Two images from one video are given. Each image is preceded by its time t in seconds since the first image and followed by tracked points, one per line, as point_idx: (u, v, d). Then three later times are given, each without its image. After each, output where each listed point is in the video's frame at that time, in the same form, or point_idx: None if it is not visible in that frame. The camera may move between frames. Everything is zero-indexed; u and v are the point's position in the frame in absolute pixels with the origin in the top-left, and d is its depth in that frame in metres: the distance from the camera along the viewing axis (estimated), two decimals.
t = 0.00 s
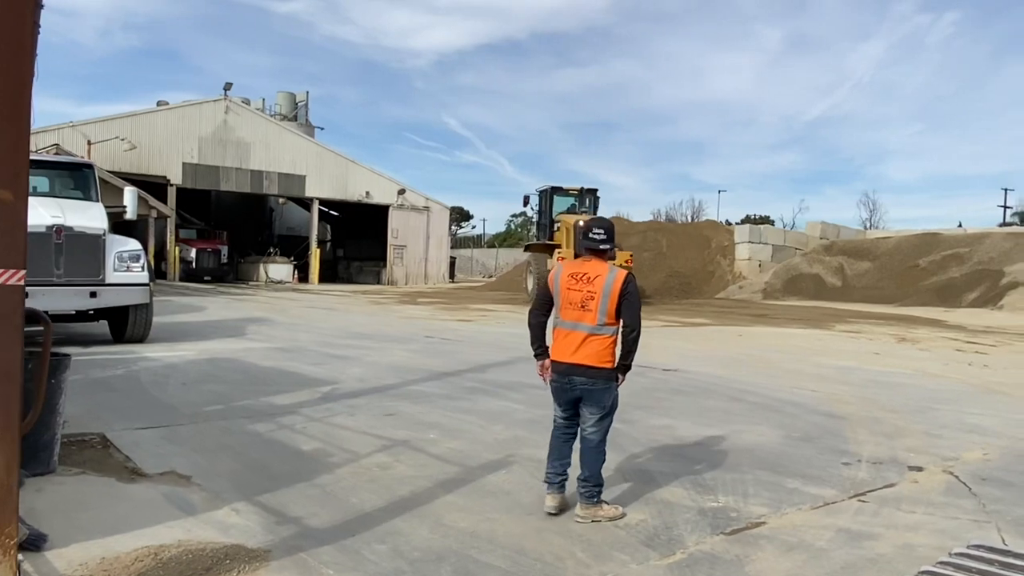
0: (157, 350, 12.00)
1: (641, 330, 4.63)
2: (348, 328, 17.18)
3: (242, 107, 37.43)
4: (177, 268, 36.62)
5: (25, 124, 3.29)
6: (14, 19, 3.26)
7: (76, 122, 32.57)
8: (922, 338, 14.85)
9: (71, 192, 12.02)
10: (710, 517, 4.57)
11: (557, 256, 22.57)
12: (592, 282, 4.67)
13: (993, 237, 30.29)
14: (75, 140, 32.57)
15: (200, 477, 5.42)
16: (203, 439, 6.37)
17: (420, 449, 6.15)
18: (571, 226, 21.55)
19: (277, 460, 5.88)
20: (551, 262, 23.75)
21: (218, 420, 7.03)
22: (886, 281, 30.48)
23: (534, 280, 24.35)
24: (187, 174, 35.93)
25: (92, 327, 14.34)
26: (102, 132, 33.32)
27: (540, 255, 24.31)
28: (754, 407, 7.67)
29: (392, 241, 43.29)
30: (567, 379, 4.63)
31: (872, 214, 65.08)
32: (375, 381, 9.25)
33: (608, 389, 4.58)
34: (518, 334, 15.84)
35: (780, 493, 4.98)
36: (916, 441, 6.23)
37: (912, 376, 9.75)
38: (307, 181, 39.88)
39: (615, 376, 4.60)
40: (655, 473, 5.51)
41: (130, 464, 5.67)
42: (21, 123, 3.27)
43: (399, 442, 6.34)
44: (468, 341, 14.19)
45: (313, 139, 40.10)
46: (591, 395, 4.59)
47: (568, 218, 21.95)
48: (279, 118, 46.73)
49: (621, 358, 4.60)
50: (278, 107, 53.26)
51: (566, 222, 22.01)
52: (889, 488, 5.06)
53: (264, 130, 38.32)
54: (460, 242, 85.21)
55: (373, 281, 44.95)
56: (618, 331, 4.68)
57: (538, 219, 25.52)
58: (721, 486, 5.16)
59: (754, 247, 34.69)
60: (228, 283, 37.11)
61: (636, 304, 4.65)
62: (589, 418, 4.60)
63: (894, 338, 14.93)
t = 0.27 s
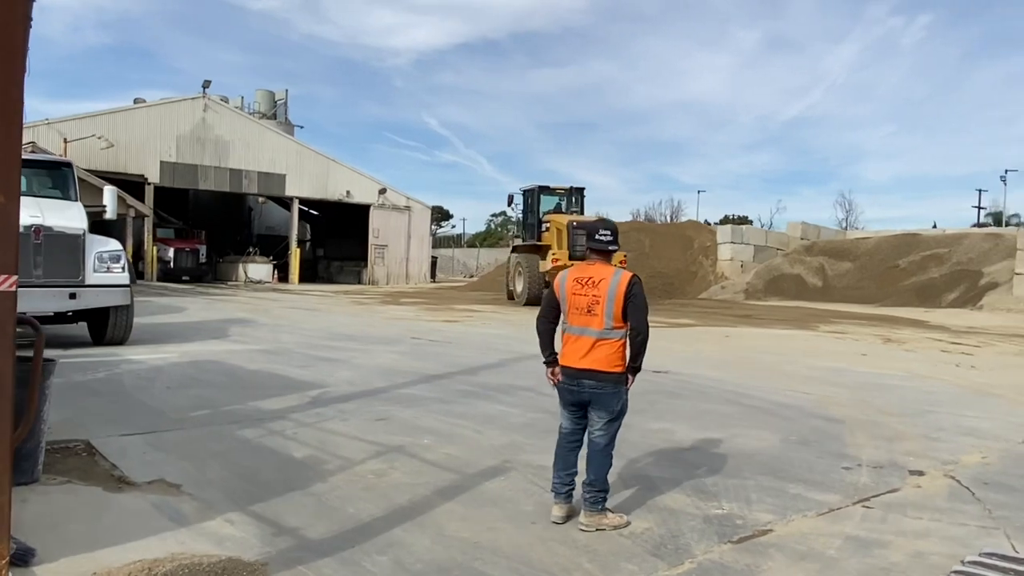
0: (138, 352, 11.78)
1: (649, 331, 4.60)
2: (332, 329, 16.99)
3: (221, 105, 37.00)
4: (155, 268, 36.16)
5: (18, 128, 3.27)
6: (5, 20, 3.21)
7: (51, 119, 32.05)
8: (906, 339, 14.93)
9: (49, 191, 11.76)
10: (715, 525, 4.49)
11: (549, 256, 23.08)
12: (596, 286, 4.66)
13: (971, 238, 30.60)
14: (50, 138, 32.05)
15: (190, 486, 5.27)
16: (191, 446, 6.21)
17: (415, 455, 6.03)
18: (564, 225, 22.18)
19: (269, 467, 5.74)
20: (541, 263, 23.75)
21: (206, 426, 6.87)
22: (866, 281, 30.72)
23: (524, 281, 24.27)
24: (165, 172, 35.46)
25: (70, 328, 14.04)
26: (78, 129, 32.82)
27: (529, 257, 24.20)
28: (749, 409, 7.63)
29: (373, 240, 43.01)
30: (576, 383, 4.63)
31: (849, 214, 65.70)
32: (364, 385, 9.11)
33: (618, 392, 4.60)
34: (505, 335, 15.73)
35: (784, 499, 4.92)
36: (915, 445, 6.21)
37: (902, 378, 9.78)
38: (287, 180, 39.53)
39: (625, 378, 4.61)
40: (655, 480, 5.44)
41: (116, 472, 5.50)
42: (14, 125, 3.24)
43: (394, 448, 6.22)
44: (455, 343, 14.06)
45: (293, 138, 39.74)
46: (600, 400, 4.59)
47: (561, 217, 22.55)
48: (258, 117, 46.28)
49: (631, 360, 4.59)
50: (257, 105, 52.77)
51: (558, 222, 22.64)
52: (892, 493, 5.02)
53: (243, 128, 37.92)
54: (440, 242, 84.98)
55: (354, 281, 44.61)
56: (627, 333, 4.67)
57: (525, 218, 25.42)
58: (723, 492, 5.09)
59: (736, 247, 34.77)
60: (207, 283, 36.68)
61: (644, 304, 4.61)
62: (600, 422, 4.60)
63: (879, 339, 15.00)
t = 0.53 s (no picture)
0: (121, 352, 11.56)
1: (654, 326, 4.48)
2: (318, 328, 16.82)
3: (202, 102, 36.60)
4: (135, 267, 35.73)
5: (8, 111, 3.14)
6: None
7: (30, 117, 31.59)
8: (894, 337, 14.99)
9: (29, 187, 11.50)
10: (722, 526, 4.40)
11: (540, 254, 23.52)
12: (599, 283, 4.57)
13: (953, 237, 30.84)
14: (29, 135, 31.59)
15: (180, 488, 5.12)
16: (179, 446, 6.04)
17: (411, 456, 5.90)
18: (557, 223, 22.75)
19: (261, 469, 5.59)
20: (533, 261, 23.77)
21: (194, 427, 6.70)
22: (850, 280, 30.87)
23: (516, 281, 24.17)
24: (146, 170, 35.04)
25: (51, 327, 13.77)
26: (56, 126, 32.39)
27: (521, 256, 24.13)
28: (745, 408, 7.58)
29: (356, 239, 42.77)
30: (579, 380, 4.55)
31: (830, 214, 66.28)
32: (354, 384, 8.98)
33: (623, 389, 4.50)
34: (493, 334, 15.63)
35: (789, 499, 4.85)
36: (914, 443, 6.18)
37: (895, 376, 9.78)
38: (270, 179, 39.18)
39: (631, 374, 4.52)
40: (656, 479, 5.35)
41: (104, 474, 5.34)
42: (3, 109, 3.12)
43: (388, 449, 6.10)
44: (443, 342, 13.94)
45: (276, 136, 39.38)
46: (606, 397, 4.49)
47: (553, 215, 23.11)
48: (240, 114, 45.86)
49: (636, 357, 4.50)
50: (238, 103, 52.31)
51: (550, 219, 23.20)
52: (896, 492, 4.97)
53: (225, 126, 37.54)
54: (423, 242, 84.78)
55: (337, 280, 44.31)
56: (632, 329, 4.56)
57: (517, 215, 25.39)
58: (727, 492, 5.02)
59: (721, 246, 34.89)
60: (188, 283, 36.30)
61: (647, 298, 4.49)
62: (605, 421, 4.51)
63: (867, 337, 15.03)
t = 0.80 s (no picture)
0: (103, 352, 11.32)
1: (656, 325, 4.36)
2: (304, 328, 16.60)
3: (185, 100, 36.17)
4: (117, 266, 35.30)
5: None
6: None
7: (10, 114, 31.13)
8: (885, 336, 14.97)
9: (8, 184, 11.24)
10: (726, 529, 4.29)
11: (532, 253, 23.34)
12: (597, 283, 4.43)
13: (938, 237, 30.98)
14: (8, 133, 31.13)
15: (164, 492, 4.95)
16: (164, 449, 5.87)
17: (403, 458, 5.76)
18: (549, 222, 22.50)
19: (249, 472, 5.42)
20: (525, 260, 23.81)
21: (179, 428, 6.52)
22: (836, 279, 30.94)
23: (507, 280, 24.21)
24: (129, 169, 34.62)
25: (31, 327, 13.50)
26: (37, 124, 31.94)
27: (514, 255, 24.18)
28: (741, 408, 7.48)
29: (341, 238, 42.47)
30: (580, 384, 4.42)
31: (814, 214, 66.61)
32: (343, 385, 8.81)
33: (624, 390, 4.37)
34: (482, 333, 15.48)
35: (792, 501, 4.74)
36: (914, 442, 6.10)
37: (889, 375, 9.72)
38: (254, 177, 38.80)
39: (633, 374, 4.40)
40: (656, 481, 5.23)
41: (85, 478, 5.16)
42: None
43: (380, 451, 5.94)
44: (432, 341, 13.78)
45: (261, 135, 39.02)
46: (606, 398, 4.36)
47: (545, 214, 22.87)
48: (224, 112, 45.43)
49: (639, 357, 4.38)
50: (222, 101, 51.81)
51: (542, 218, 22.94)
52: (901, 494, 4.88)
53: (208, 124, 37.14)
54: (408, 241, 84.47)
55: (322, 280, 44.00)
56: (633, 329, 4.43)
57: (509, 213, 25.21)
58: (728, 494, 4.91)
59: (708, 246, 34.87)
60: (172, 282, 35.91)
61: (648, 298, 4.37)
62: (606, 422, 4.37)
63: (857, 336, 15.00)
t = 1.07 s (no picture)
0: (85, 356, 11.10)
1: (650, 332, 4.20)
2: (290, 330, 16.41)
3: (170, 99, 35.80)
4: (101, 267, 34.89)
5: None
6: None
7: None
8: (874, 338, 14.96)
9: None
10: (725, 543, 4.18)
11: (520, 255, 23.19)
12: (587, 292, 4.27)
13: (925, 237, 31.13)
14: None
15: (145, 506, 4.78)
16: (145, 459, 5.69)
17: (392, 468, 5.61)
18: (537, 224, 22.39)
19: (233, 484, 5.26)
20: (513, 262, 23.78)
21: (161, 437, 6.34)
22: (824, 280, 31.01)
23: (496, 282, 24.09)
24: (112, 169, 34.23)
25: (11, 330, 13.25)
26: (19, 123, 31.52)
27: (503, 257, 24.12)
28: (735, 413, 7.38)
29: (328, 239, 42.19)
30: (574, 395, 4.27)
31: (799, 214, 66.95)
32: (330, 390, 8.65)
33: (618, 400, 4.22)
34: (470, 335, 15.35)
35: (792, 513, 4.64)
36: (911, 449, 6.02)
37: (881, 379, 9.66)
38: (239, 177, 38.47)
39: (627, 384, 4.25)
40: (651, 491, 5.11)
41: (63, 491, 4.98)
42: None
43: (368, 460, 5.80)
44: (420, 344, 13.62)
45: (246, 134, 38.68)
46: (600, 408, 4.21)
47: (534, 215, 22.74)
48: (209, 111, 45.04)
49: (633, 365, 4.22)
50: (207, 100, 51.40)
51: (531, 219, 22.82)
52: (901, 504, 4.79)
53: (193, 123, 36.77)
54: (395, 242, 84.21)
55: (309, 280, 43.71)
56: (628, 336, 4.27)
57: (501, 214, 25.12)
58: (726, 504, 4.80)
59: (696, 246, 34.87)
60: (156, 283, 35.54)
61: (641, 305, 4.21)
62: (600, 433, 4.22)
63: (847, 338, 14.98)
